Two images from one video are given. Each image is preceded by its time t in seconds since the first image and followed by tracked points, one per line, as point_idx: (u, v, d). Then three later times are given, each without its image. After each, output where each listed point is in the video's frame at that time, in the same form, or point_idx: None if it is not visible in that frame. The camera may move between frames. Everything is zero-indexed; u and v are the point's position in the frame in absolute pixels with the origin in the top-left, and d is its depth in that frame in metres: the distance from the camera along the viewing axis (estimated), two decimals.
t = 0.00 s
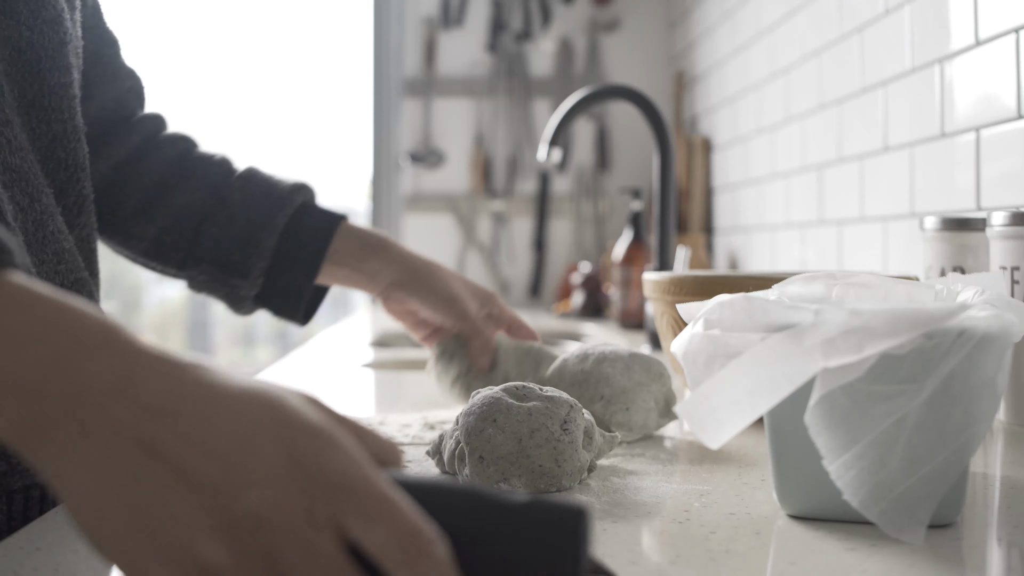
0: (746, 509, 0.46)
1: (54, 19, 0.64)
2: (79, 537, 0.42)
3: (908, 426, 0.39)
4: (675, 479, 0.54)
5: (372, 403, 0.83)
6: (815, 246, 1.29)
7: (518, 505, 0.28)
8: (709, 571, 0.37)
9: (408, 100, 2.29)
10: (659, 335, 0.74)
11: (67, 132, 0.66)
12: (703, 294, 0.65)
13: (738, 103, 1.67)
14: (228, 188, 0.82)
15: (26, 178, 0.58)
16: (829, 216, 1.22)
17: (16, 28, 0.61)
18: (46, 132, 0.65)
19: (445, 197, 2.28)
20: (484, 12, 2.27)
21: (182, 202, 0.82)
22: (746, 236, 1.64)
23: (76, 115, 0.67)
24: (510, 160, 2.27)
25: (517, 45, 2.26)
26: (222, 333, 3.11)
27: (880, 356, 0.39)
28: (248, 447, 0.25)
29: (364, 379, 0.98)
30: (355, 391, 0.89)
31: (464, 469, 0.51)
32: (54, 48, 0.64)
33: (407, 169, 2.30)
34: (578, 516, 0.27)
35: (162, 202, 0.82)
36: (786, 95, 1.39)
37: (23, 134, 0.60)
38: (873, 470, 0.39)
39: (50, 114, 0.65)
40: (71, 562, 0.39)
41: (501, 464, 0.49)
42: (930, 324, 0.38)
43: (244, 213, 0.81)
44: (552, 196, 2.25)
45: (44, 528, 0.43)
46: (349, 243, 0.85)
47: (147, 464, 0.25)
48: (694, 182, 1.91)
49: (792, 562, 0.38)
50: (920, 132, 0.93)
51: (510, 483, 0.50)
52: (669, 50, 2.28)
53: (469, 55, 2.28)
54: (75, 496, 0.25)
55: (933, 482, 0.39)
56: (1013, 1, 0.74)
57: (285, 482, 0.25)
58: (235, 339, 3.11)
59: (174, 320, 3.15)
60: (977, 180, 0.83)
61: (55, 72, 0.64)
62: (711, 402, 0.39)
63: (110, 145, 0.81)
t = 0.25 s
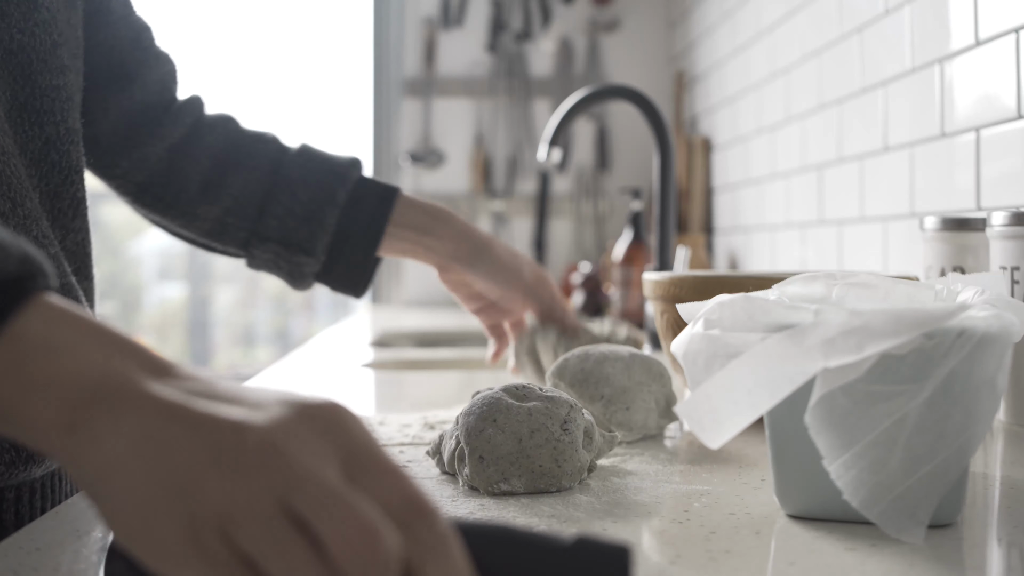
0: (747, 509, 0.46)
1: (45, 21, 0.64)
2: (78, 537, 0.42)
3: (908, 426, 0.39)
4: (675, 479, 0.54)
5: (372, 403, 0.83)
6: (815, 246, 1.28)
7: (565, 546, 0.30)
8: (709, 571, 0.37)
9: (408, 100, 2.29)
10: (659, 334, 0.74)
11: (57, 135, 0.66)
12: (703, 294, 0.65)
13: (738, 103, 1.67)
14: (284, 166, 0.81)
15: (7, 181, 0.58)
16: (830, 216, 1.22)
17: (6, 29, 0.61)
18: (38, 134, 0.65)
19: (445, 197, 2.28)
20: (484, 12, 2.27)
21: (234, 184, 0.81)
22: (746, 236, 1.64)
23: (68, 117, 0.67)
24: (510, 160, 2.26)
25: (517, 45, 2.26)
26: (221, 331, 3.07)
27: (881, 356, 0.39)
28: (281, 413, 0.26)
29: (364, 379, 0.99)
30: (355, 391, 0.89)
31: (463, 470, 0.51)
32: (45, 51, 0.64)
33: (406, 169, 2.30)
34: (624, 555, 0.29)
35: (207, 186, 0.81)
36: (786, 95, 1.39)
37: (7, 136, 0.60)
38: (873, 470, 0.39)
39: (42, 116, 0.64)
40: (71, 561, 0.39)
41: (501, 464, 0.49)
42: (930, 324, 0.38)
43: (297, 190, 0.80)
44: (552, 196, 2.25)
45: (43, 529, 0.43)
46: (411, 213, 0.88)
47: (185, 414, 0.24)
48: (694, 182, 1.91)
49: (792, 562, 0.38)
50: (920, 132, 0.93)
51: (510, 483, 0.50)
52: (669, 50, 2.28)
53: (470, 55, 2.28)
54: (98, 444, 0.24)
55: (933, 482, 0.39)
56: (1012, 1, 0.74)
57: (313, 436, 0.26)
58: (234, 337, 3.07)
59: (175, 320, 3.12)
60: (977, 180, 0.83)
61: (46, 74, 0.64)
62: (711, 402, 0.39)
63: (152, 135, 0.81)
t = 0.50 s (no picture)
0: (747, 509, 0.46)
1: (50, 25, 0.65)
2: (77, 536, 0.42)
3: (909, 426, 0.39)
4: (675, 479, 0.54)
5: (371, 403, 0.83)
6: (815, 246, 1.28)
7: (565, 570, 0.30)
8: (710, 571, 0.37)
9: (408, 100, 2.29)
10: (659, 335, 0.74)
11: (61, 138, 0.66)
12: (704, 295, 0.65)
13: (738, 103, 1.67)
14: (209, 168, 0.68)
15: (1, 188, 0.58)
16: (829, 216, 1.22)
17: (8, 33, 0.62)
18: (38, 138, 0.65)
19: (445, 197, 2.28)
20: (484, 12, 2.27)
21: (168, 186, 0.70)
22: (746, 236, 1.64)
23: (70, 121, 0.67)
24: (510, 160, 2.27)
25: (517, 45, 2.26)
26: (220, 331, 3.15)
27: (881, 355, 0.39)
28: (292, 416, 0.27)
29: (363, 379, 0.98)
30: (355, 391, 0.89)
31: (463, 470, 0.51)
32: (48, 54, 0.64)
33: (406, 169, 2.30)
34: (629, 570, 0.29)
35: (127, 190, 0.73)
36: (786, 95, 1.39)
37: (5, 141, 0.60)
38: (873, 469, 0.39)
39: (41, 119, 0.65)
40: (71, 561, 0.39)
41: (502, 464, 0.49)
42: (931, 324, 0.38)
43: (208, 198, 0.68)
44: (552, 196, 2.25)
45: (44, 529, 0.43)
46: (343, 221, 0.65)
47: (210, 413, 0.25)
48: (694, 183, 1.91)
49: (792, 562, 0.38)
50: (920, 133, 0.94)
51: (511, 483, 0.50)
52: (669, 50, 2.28)
53: (470, 55, 2.28)
54: (118, 445, 0.24)
55: (933, 482, 0.39)
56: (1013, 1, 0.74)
57: (324, 436, 0.26)
58: (234, 337, 3.16)
59: (174, 320, 3.13)
60: (977, 180, 0.83)
61: (48, 78, 0.65)
62: (711, 402, 0.39)
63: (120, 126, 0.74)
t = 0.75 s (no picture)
0: (747, 509, 0.46)
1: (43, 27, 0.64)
2: (76, 535, 0.42)
3: (908, 426, 0.39)
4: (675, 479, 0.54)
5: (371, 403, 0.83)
6: (815, 246, 1.28)
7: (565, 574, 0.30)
8: (710, 571, 0.37)
9: (408, 100, 2.29)
10: (659, 334, 0.74)
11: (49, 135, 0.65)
12: (704, 294, 0.65)
13: (738, 103, 1.67)
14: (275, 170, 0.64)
15: None
16: (829, 216, 1.22)
17: (1, 31, 0.62)
18: (27, 138, 0.65)
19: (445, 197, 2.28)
20: (484, 11, 2.27)
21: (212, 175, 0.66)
22: (746, 236, 1.64)
23: (63, 122, 0.66)
24: (510, 160, 2.27)
25: (517, 45, 2.26)
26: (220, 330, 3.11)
27: (881, 355, 0.39)
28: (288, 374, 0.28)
29: (363, 379, 0.98)
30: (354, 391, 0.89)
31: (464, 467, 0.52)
32: (42, 53, 0.64)
33: (406, 169, 2.30)
34: None
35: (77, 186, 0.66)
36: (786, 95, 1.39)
37: None
38: (873, 469, 0.39)
39: (32, 120, 0.64)
40: (70, 562, 0.39)
41: (502, 458, 0.50)
42: (931, 324, 0.38)
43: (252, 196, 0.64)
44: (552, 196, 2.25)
45: (43, 529, 0.43)
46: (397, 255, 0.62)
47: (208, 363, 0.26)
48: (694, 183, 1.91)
49: (792, 562, 0.38)
50: (920, 133, 0.94)
51: (509, 478, 0.50)
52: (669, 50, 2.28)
53: (470, 55, 2.29)
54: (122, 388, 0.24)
55: (934, 481, 0.39)
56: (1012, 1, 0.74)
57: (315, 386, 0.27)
58: (234, 336, 3.13)
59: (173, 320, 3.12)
60: (977, 180, 0.83)
61: (42, 77, 0.64)
62: (710, 402, 0.39)
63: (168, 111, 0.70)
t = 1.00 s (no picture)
0: (747, 509, 0.46)
1: (50, 29, 0.66)
2: (77, 535, 0.42)
3: (908, 427, 0.39)
4: (676, 479, 0.54)
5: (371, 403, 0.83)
6: (815, 246, 1.28)
7: (564, 572, 0.30)
8: (709, 571, 0.37)
9: (408, 101, 2.29)
10: (659, 334, 0.74)
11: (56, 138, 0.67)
12: (703, 294, 0.65)
13: (738, 103, 1.67)
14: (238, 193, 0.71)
15: None
16: (829, 216, 1.22)
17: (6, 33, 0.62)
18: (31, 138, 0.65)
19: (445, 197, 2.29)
20: (484, 11, 2.27)
21: (179, 183, 0.75)
22: (746, 237, 1.64)
23: (68, 125, 0.68)
24: (510, 160, 2.27)
25: (517, 45, 2.26)
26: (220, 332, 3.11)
27: (881, 355, 0.39)
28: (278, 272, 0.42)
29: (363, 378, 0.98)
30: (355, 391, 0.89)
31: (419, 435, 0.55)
32: (47, 55, 0.65)
33: (407, 168, 2.30)
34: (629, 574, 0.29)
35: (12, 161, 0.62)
36: (786, 95, 1.39)
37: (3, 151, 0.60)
38: (874, 470, 0.39)
39: (38, 122, 0.65)
40: (70, 561, 0.39)
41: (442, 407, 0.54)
42: (932, 325, 0.38)
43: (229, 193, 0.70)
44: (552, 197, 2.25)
45: (44, 528, 0.43)
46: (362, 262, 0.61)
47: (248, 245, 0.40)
48: (694, 183, 1.91)
49: (792, 562, 0.38)
50: (920, 132, 0.94)
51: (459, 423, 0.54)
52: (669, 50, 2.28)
53: (470, 55, 2.29)
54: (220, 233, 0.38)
55: (933, 482, 0.39)
56: (1012, 1, 0.74)
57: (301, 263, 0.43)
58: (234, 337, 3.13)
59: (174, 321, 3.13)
60: (977, 180, 0.83)
61: (47, 79, 0.65)
62: (710, 403, 0.39)
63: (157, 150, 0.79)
